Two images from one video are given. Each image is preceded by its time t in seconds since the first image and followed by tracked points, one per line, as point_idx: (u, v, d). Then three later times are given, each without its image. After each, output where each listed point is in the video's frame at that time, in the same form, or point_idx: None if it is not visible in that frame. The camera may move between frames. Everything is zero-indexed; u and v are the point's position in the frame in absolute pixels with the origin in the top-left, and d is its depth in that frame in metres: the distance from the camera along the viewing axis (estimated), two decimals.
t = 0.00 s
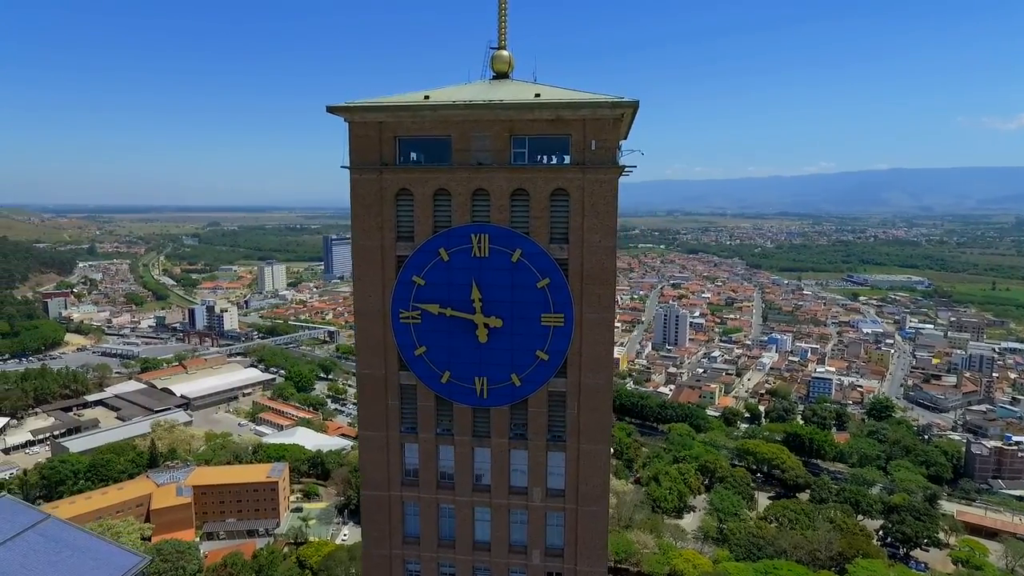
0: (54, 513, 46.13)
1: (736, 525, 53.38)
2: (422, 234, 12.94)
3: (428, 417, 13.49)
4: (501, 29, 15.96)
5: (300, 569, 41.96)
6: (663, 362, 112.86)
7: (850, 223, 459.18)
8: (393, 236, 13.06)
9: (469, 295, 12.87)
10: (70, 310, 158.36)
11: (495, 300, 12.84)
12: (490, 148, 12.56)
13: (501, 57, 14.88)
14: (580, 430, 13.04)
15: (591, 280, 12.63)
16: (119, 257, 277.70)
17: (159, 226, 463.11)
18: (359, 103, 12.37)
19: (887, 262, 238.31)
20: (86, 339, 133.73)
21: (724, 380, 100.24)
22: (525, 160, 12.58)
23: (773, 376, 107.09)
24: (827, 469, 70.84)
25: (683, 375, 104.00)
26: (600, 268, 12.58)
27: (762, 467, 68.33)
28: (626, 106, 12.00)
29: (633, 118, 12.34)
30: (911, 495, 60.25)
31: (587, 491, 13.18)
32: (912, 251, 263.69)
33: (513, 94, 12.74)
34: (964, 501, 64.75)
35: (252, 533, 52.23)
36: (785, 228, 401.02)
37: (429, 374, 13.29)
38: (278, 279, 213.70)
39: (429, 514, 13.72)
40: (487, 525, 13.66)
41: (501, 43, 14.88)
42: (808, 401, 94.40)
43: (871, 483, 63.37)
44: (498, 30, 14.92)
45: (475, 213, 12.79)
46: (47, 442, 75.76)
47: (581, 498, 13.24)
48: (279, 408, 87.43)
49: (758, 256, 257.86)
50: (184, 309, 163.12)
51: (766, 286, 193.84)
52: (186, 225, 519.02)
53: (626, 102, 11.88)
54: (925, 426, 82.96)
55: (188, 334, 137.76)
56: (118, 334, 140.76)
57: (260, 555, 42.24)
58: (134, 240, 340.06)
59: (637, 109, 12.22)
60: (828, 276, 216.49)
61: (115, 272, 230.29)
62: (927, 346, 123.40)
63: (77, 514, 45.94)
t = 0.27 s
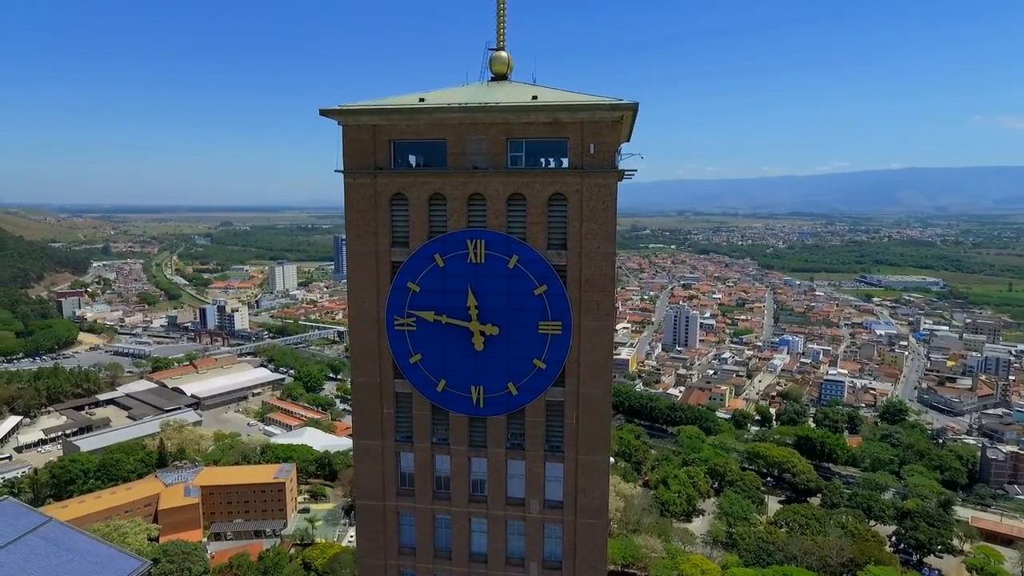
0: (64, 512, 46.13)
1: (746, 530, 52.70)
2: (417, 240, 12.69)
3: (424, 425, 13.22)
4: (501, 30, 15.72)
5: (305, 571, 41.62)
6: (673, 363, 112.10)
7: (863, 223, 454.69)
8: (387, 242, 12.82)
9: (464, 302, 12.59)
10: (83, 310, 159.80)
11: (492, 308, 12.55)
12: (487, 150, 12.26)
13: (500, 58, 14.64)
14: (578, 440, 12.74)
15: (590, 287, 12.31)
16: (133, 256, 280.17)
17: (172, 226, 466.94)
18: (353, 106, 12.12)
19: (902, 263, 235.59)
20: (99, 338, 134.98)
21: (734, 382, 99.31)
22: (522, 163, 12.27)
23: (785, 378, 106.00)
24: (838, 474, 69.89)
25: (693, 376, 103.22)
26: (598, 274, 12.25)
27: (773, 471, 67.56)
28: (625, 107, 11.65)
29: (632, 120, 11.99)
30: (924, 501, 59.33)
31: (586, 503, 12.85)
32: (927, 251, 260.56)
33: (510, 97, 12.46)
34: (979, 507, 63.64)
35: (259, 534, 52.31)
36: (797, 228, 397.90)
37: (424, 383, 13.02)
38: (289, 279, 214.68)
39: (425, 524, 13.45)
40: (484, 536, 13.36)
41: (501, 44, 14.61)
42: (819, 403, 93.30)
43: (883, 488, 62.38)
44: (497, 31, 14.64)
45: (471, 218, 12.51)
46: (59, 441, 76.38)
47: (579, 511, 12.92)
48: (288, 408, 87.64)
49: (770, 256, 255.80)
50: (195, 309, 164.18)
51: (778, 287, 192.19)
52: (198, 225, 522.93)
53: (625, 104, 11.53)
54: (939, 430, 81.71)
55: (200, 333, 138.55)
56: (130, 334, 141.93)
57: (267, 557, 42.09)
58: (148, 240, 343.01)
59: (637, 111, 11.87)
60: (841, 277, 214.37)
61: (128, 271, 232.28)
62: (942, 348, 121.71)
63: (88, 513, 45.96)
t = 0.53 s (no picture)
0: (81, 509, 46.61)
1: (761, 536, 51.94)
2: (418, 245, 12.46)
3: (424, 433, 12.99)
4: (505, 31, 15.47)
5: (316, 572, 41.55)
6: (689, 365, 111.02)
7: (885, 224, 447.49)
8: (387, 247, 12.62)
9: (465, 309, 12.33)
10: (104, 308, 162.25)
11: (493, 315, 12.27)
12: (487, 155, 12.01)
13: (504, 60, 14.37)
14: (581, 450, 12.43)
15: (593, 294, 12.01)
16: (154, 256, 284.17)
17: (192, 226, 472.82)
18: (351, 109, 11.92)
19: (924, 264, 231.42)
20: (119, 337, 137.04)
21: (751, 385, 98.05)
22: (524, 168, 12.01)
23: (802, 381, 104.51)
24: (857, 479, 68.64)
25: (709, 378, 102.13)
26: (602, 281, 11.93)
27: (789, 476, 66.52)
28: (630, 110, 11.33)
29: (637, 123, 11.65)
30: (946, 509, 57.95)
31: (589, 515, 12.55)
32: (950, 252, 255.60)
33: (512, 99, 12.22)
34: (1002, 515, 62.10)
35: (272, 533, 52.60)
36: (817, 228, 392.77)
37: (425, 391, 12.79)
38: (306, 279, 216.28)
39: (426, 535, 13.22)
40: (485, 548, 13.12)
41: (504, 44, 14.36)
42: (838, 407, 91.82)
43: (903, 494, 61.11)
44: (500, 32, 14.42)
45: (473, 223, 12.27)
46: (78, 439, 77.53)
47: (582, 523, 12.62)
48: (303, 408, 88.16)
49: (788, 257, 252.67)
50: (213, 308, 166.05)
51: (796, 288, 189.69)
52: (218, 225, 529.01)
53: (630, 106, 11.22)
54: (961, 435, 79.93)
55: (217, 333, 140.03)
56: (150, 333, 143.88)
57: (278, 557, 42.21)
58: (168, 240, 347.66)
59: (642, 114, 11.54)
60: (861, 278, 211.06)
61: (149, 270, 235.60)
62: (965, 352, 119.26)
63: (104, 511, 46.41)
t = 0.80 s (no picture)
0: (99, 506, 47.21)
1: (777, 543, 51.09)
2: (419, 251, 12.24)
3: (425, 442, 12.78)
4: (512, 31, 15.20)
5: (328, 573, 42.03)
6: (706, 367, 109.87)
7: (909, 224, 439.54)
8: (389, 254, 12.42)
9: (467, 317, 12.08)
10: (126, 307, 164.69)
11: (495, 323, 12.01)
12: (489, 158, 11.73)
13: (509, 61, 14.11)
14: (584, 462, 12.13)
15: (597, 302, 11.71)
16: (175, 255, 288.11)
17: (213, 225, 478.68)
18: (351, 112, 11.74)
19: (949, 265, 226.75)
20: (140, 336, 139.09)
21: (769, 388, 96.70)
22: (528, 172, 11.73)
23: (822, 384, 102.87)
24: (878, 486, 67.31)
25: (726, 381, 100.89)
26: (605, 289, 11.62)
27: (808, 481, 65.40)
28: (635, 113, 11.00)
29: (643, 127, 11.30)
30: (969, 517, 56.51)
31: (593, 528, 12.24)
32: (976, 253, 250.21)
33: (515, 102, 11.94)
34: None
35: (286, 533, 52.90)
36: (839, 228, 386.95)
37: (426, 400, 12.57)
38: (324, 278, 217.76)
39: (428, 545, 13.01)
40: (486, 559, 12.85)
41: (509, 46, 14.11)
42: (858, 411, 90.21)
43: (925, 502, 59.74)
44: (505, 34, 14.18)
45: (474, 228, 12.02)
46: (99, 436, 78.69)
47: (586, 536, 12.30)
48: (318, 407, 88.67)
49: (809, 258, 249.10)
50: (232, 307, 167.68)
51: (816, 289, 186.95)
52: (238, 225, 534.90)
53: (635, 110, 10.89)
54: (986, 441, 78.06)
55: (236, 332, 141.47)
56: (170, 331, 145.93)
57: (291, 557, 42.48)
58: (190, 240, 352.18)
59: (648, 116, 11.19)
60: (884, 280, 207.50)
61: (170, 270, 238.73)
62: (991, 356, 116.57)
63: (121, 508, 46.95)
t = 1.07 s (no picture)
0: (105, 506, 47.42)
1: (786, 548, 50.47)
2: (413, 258, 12.01)
3: (419, 452, 12.53)
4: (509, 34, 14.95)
5: None
6: (715, 368, 108.99)
7: (923, 224, 435.05)
8: (383, 260, 12.20)
9: (462, 325, 11.82)
10: (137, 306, 165.88)
11: (490, 331, 11.73)
12: (484, 164, 11.45)
13: (507, 63, 13.85)
14: (581, 474, 11.85)
15: (594, 311, 11.41)
16: (187, 255, 290.10)
17: (225, 225, 481.72)
18: (344, 117, 11.53)
19: (963, 266, 223.95)
20: (151, 335, 140.04)
21: (778, 390, 95.75)
22: (524, 178, 11.46)
23: (833, 387, 101.80)
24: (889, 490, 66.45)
25: (735, 383, 100.06)
26: (602, 298, 11.33)
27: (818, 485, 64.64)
28: (634, 117, 10.68)
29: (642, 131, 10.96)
30: (982, 523, 55.56)
31: (590, 542, 11.96)
32: (991, 254, 247.13)
33: (511, 106, 11.67)
34: None
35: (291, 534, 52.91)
36: (851, 229, 383.59)
37: (421, 409, 12.32)
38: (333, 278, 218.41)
39: (422, 557, 12.76)
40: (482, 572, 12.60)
41: (507, 48, 13.87)
42: (869, 414, 89.19)
43: (937, 507, 58.87)
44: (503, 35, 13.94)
45: (469, 235, 11.75)
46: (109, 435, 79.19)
47: (583, 549, 12.04)
48: (326, 408, 88.82)
49: (820, 258, 246.94)
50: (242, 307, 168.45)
51: (828, 290, 185.27)
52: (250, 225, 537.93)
53: (633, 113, 10.58)
54: (1000, 445, 76.88)
55: (245, 331, 142.11)
56: (181, 330, 146.88)
57: (295, 559, 42.30)
58: (202, 240, 354.46)
59: (647, 119, 10.85)
60: (896, 281, 205.40)
61: (182, 269, 240.35)
62: (1005, 358, 114.92)
63: (128, 509, 47.10)
